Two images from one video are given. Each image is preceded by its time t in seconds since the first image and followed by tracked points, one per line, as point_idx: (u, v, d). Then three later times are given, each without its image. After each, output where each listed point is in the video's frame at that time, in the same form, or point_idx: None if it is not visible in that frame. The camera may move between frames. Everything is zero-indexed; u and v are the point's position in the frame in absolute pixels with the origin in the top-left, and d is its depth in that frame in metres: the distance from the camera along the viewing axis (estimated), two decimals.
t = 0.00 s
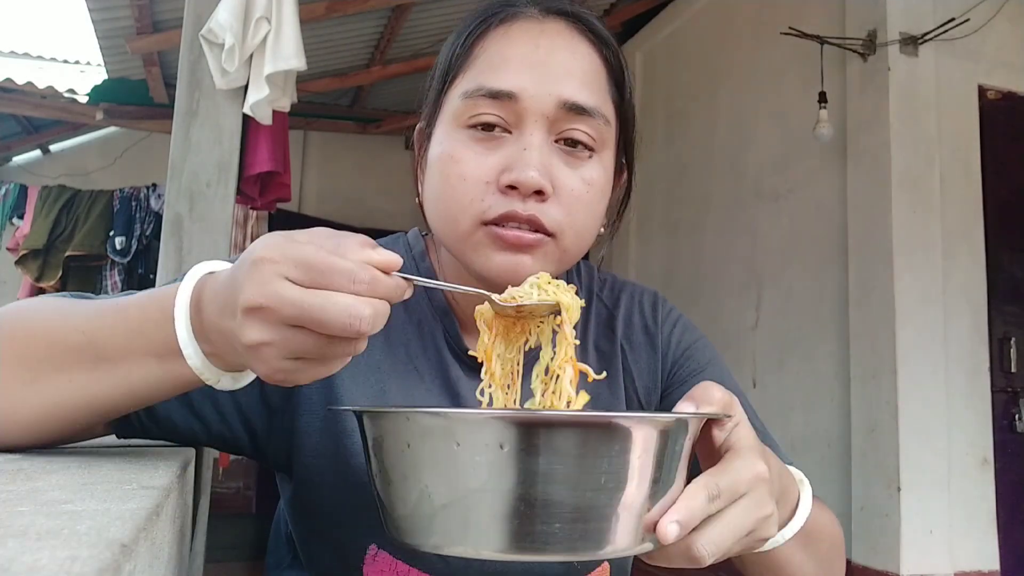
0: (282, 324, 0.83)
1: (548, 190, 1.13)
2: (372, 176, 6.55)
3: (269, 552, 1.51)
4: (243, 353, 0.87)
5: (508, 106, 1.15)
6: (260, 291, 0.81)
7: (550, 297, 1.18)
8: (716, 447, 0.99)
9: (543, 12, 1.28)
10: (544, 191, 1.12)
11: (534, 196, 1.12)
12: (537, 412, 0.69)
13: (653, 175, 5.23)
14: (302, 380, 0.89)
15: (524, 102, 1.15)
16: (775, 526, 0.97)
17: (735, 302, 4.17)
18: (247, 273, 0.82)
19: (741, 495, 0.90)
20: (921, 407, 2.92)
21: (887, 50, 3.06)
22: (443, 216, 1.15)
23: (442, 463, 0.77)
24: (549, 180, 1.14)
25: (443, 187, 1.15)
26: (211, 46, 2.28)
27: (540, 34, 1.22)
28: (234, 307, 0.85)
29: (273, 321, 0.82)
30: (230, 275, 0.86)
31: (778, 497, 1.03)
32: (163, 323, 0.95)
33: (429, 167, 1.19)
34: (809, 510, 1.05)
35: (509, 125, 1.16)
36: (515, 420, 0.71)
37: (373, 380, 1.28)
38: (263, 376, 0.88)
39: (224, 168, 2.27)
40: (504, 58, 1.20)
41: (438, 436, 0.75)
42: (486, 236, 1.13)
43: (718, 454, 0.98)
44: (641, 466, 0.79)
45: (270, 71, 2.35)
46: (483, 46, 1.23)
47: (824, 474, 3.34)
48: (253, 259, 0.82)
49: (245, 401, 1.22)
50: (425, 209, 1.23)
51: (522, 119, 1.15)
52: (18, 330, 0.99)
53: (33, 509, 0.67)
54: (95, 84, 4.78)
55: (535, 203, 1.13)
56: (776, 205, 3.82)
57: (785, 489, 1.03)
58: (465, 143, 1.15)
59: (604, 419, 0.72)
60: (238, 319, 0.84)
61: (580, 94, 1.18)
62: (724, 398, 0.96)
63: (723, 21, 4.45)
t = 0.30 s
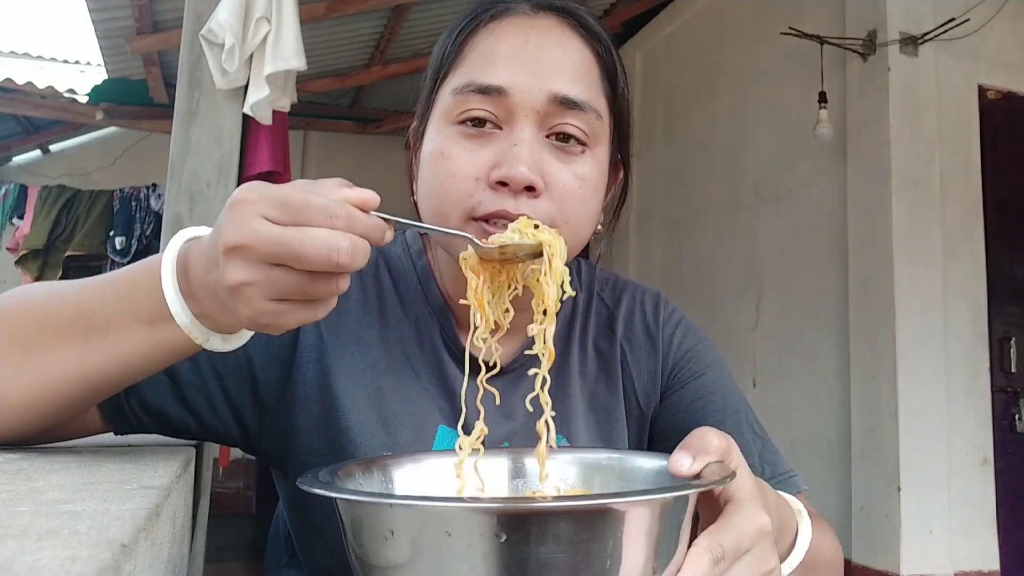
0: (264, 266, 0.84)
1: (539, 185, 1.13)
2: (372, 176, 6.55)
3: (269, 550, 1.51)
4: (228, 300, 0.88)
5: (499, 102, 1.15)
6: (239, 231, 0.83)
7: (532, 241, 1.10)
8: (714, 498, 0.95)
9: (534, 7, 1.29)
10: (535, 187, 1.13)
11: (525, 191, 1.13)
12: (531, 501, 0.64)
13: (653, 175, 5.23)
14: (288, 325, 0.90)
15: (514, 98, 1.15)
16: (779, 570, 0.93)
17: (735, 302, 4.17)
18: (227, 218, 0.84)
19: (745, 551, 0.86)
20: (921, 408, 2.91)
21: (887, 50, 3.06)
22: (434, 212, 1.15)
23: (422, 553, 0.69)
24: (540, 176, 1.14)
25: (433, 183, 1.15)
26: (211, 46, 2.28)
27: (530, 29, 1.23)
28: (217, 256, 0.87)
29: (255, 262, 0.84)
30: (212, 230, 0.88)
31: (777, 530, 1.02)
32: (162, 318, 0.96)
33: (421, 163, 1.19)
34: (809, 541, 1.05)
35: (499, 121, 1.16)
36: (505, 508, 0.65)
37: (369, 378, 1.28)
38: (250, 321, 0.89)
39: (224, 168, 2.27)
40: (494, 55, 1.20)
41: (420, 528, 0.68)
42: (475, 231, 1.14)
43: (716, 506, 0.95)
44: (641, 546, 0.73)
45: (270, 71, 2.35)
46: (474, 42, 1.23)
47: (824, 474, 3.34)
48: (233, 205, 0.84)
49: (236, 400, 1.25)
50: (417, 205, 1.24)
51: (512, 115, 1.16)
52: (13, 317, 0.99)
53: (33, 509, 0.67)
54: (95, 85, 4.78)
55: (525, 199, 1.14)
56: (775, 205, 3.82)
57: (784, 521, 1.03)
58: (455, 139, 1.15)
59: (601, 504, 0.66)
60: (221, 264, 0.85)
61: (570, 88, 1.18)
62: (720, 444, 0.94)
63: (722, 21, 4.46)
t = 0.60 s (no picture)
0: (302, 386, 0.83)
1: (576, 226, 1.13)
2: (372, 175, 6.55)
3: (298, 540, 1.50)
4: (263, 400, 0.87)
5: (540, 145, 1.14)
6: (288, 348, 0.82)
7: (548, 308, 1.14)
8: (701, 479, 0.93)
9: (578, 42, 1.26)
10: (572, 228, 1.12)
11: (562, 234, 1.12)
12: (536, 523, 0.64)
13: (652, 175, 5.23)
14: (310, 438, 0.88)
15: (556, 142, 1.13)
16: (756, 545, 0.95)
17: (735, 302, 4.17)
18: (284, 332, 0.84)
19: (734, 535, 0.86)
20: (921, 408, 2.91)
21: (887, 50, 3.06)
22: (471, 242, 1.17)
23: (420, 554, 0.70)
24: (578, 218, 1.14)
25: (473, 216, 1.16)
26: (211, 46, 2.28)
27: (575, 69, 1.20)
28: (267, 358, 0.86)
29: (293, 379, 0.82)
30: (272, 328, 0.88)
31: (767, 512, 1.02)
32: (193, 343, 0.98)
33: (459, 192, 1.20)
34: (802, 507, 1.05)
35: (540, 162, 1.15)
36: (510, 529, 0.64)
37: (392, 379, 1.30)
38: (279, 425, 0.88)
39: (224, 169, 2.27)
40: (539, 91, 1.17)
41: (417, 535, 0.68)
42: (512, 269, 1.15)
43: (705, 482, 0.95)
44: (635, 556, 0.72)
45: (270, 71, 2.33)
46: (519, 74, 1.21)
47: (824, 474, 3.34)
48: (292, 321, 0.84)
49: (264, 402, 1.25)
50: (453, 229, 1.24)
51: (553, 158, 1.14)
52: (58, 352, 1.02)
53: (33, 509, 0.67)
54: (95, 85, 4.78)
55: (562, 239, 1.13)
56: (775, 205, 3.82)
57: (776, 500, 1.02)
58: (496, 175, 1.15)
59: (597, 523, 0.65)
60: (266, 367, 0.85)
61: (612, 132, 1.16)
62: (720, 423, 0.97)
63: (722, 21, 4.45)
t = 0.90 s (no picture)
0: (298, 322, 0.83)
1: (576, 211, 1.13)
2: (372, 175, 6.56)
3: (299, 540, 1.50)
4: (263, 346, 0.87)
5: (543, 128, 1.14)
6: (282, 285, 0.82)
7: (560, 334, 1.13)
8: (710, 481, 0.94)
9: (582, 33, 1.27)
10: (573, 212, 1.12)
11: (562, 218, 1.12)
12: (543, 504, 0.63)
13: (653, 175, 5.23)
14: (310, 379, 0.88)
15: (558, 126, 1.14)
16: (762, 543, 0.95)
17: (735, 302, 4.17)
18: (277, 272, 0.84)
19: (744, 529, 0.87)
20: (921, 408, 2.91)
21: (887, 50, 3.05)
22: (473, 227, 1.16)
23: (432, 539, 0.70)
24: (578, 203, 1.14)
25: (475, 200, 1.15)
26: (211, 46, 2.28)
27: (577, 57, 1.21)
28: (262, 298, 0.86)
29: (290, 316, 0.83)
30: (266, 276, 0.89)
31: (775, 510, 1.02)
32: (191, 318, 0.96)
33: (462, 177, 1.20)
34: (808, 511, 1.05)
35: (542, 146, 1.15)
36: (519, 510, 0.64)
37: (397, 375, 1.29)
38: (275, 369, 0.88)
39: (224, 168, 2.27)
40: (541, 78, 1.18)
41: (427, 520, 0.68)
42: (513, 253, 1.13)
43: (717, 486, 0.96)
44: (645, 542, 0.72)
45: (269, 71, 2.34)
46: (522, 62, 1.22)
47: (824, 474, 3.34)
48: (284, 260, 0.85)
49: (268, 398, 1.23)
50: (455, 216, 1.24)
51: (555, 142, 1.14)
52: (60, 331, 1.00)
53: (33, 509, 0.67)
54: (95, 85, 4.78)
55: (562, 223, 1.12)
56: (775, 205, 3.82)
57: (784, 500, 1.03)
58: (498, 159, 1.15)
59: (608, 508, 0.65)
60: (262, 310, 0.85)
61: (612, 119, 1.17)
62: (730, 418, 0.98)
63: (722, 20, 4.45)
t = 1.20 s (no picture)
0: (316, 305, 0.84)
1: (578, 231, 1.14)
2: (372, 175, 6.56)
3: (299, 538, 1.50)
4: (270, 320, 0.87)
5: (546, 148, 1.13)
6: (320, 269, 0.85)
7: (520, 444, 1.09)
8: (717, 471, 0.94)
9: (587, 45, 1.26)
10: (575, 232, 1.13)
11: (565, 237, 1.13)
12: (558, 497, 0.62)
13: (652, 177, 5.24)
14: (299, 368, 0.86)
15: (561, 146, 1.12)
16: (772, 534, 0.96)
17: (734, 302, 4.17)
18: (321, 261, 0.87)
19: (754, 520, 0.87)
20: (920, 409, 2.91)
21: (887, 50, 3.05)
22: (476, 240, 1.18)
23: (441, 536, 0.70)
24: (580, 221, 1.15)
25: (478, 215, 1.16)
26: (211, 46, 2.28)
27: (583, 72, 1.19)
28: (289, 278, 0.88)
29: (313, 296, 0.84)
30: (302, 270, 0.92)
31: (782, 504, 1.03)
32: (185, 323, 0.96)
33: (466, 188, 1.20)
34: (815, 505, 1.06)
35: (544, 165, 1.14)
36: (533, 505, 0.63)
37: (398, 372, 1.29)
38: (270, 346, 0.86)
39: (224, 168, 2.27)
40: (546, 93, 1.16)
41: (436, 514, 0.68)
42: (515, 268, 1.16)
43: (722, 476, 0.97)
44: (660, 536, 0.71)
45: (270, 72, 2.33)
46: (527, 76, 1.20)
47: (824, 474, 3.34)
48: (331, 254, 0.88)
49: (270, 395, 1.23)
50: (458, 223, 1.25)
51: (558, 162, 1.13)
52: (60, 330, 0.99)
53: (34, 509, 0.67)
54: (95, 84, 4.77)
55: (564, 242, 1.14)
56: (775, 205, 3.82)
57: (792, 493, 1.03)
58: (501, 175, 1.15)
59: (622, 500, 0.65)
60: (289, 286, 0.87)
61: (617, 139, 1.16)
62: (737, 410, 1.00)
63: (722, 20, 4.45)
